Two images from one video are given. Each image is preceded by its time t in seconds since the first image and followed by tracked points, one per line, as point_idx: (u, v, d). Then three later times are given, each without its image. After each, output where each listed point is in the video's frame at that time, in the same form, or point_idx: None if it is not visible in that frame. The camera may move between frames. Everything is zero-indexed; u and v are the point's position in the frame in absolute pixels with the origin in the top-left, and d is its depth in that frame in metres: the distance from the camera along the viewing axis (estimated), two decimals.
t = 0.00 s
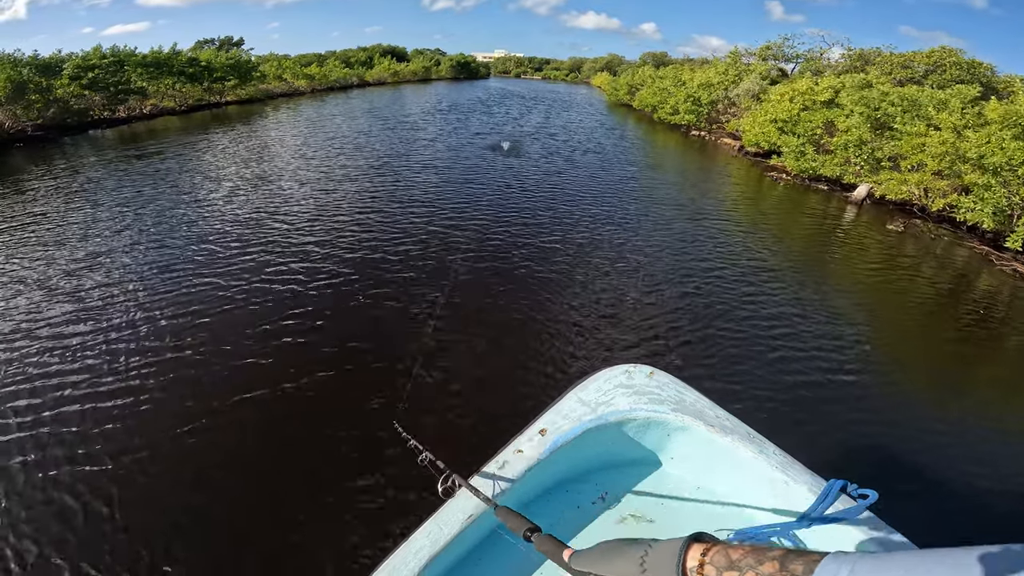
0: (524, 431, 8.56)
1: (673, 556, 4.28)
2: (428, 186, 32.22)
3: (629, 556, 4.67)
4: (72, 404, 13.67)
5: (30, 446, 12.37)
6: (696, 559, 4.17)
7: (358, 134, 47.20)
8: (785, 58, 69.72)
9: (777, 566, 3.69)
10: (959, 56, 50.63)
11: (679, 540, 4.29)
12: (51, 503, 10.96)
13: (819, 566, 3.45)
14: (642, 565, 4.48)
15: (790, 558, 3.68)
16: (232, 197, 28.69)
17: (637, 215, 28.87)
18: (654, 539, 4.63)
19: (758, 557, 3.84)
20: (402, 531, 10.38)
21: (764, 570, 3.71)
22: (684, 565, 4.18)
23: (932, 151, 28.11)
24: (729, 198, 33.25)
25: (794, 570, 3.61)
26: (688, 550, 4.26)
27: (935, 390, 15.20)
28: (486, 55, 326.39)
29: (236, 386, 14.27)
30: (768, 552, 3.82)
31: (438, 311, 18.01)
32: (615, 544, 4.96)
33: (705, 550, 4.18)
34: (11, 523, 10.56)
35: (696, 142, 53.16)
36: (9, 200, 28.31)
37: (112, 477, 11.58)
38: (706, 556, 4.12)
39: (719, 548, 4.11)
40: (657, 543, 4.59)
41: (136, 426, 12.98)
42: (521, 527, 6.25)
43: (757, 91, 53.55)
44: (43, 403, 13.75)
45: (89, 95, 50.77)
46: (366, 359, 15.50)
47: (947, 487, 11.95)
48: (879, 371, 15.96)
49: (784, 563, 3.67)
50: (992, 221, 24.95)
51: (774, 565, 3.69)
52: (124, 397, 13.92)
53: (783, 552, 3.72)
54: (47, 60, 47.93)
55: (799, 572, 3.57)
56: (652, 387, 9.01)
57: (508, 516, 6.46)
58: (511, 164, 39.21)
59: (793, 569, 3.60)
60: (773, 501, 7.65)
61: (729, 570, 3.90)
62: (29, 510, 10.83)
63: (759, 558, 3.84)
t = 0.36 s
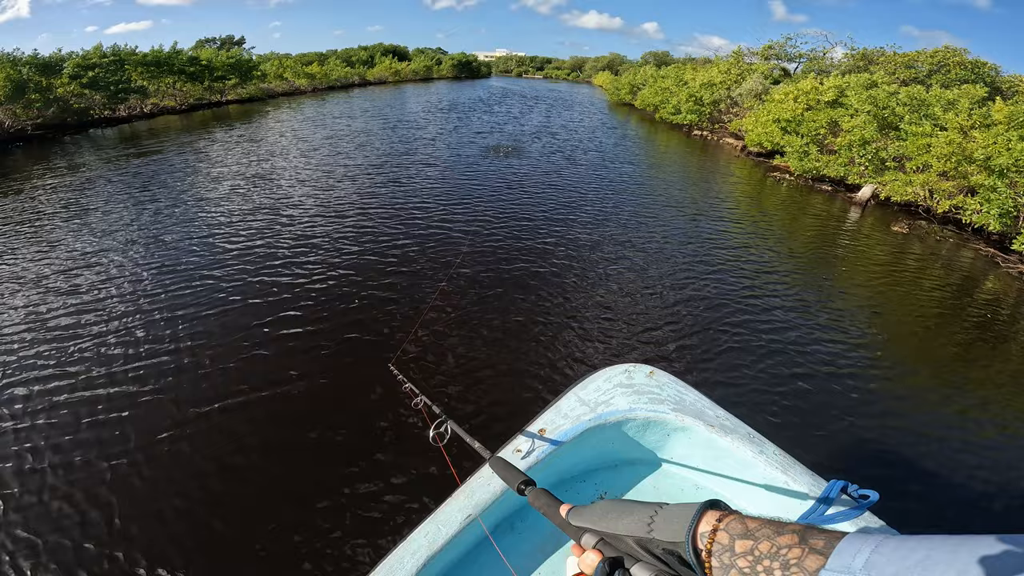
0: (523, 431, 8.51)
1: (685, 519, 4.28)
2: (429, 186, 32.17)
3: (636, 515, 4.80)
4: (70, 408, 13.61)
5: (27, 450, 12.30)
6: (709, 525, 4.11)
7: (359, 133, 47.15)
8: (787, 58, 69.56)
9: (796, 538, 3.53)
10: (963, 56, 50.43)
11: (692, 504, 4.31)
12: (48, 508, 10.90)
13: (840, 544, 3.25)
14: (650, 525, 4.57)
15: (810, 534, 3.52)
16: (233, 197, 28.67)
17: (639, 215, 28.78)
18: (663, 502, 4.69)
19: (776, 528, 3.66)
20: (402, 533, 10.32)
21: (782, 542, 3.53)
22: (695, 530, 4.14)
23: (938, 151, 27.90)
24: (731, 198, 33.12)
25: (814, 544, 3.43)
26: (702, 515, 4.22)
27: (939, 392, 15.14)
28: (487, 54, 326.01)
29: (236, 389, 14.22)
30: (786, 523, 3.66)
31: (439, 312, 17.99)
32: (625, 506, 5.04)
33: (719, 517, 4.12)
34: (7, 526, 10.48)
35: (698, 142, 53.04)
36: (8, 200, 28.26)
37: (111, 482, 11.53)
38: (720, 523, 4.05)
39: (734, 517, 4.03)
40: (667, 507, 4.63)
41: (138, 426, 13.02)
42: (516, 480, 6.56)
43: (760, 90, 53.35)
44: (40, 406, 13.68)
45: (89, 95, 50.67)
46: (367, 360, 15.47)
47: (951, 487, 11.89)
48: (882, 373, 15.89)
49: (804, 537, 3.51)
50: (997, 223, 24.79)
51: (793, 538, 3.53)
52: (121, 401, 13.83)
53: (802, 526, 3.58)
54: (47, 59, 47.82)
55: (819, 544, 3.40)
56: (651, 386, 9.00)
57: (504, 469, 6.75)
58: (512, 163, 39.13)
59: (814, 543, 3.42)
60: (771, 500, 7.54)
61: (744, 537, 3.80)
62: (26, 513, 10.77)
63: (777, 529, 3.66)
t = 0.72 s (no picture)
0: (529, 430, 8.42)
1: (662, 553, 4.34)
2: (433, 185, 32.10)
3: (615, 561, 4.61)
4: (70, 408, 13.59)
5: (29, 450, 12.30)
6: (684, 563, 4.20)
7: (362, 131, 47.10)
8: (792, 57, 69.29)
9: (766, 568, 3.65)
10: (970, 56, 50.09)
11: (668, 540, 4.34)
12: (50, 509, 10.91)
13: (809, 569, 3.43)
14: (630, 569, 4.41)
15: (779, 561, 3.64)
16: (236, 196, 28.64)
17: (643, 216, 28.67)
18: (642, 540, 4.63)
19: (748, 559, 3.79)
20: (405, 535, 10.30)
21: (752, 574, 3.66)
22: (672, 567, 4.18)
23: (947, 153, 27.49)
24: (735, 199, 32.96)
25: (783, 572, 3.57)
26: (677, 551, 4.30)
27: (947, 396, 14.99)
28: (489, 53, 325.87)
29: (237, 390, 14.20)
30: (756, 553, 3.79)
31: (442, 312, 17.92)
32: (608, 549, 4.85)
33: (693, 553, 4.19)
34: (9, 529, 10.50)
35: (702, 142, 52.84)
36: (11, 199, 28.33)
37: (114, 482, 11.52)
38: (694, 559, 4.13)
39: (708, 550, 4.10)
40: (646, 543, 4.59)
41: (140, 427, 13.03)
42: (514, 530, 6.23)
43: (765, 90, 53.03)
44: (41, 406, 13.67)
45: (91, 93, 50.74)
46: (370, 360, 15.41)
47: (957, 491, 11.79)
48: (888, 375, 15.75)
49: (772, 564, 3.63)
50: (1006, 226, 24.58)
51: (763, 567, 3.64)
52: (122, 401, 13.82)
53: (770, 553, 3.70)
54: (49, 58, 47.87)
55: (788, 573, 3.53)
56: (657, 387, 8.88)
57: (499, 518, 6.42)
58: (516, 163, 38.99)
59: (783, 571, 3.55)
60: (777, 502, 7.59)
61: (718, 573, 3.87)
62: (29, 515, 10.78)
63: (748, 560, 3.79)
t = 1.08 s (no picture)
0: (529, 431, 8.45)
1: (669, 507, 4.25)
2: (435, 184, 32.08)
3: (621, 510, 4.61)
4: (68, 404, 13.55)
5: (27, 445, 12.27)
6: (692, 512, 4.07)
7: (364, 130, 47.12)
8: (796, 58, 69.11)
9: (772, 522, 3.57)
10: (977, 57, 49.82)
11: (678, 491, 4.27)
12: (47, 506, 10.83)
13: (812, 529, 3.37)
14: (636, 515, 4.45)
15: (786, 517, 3.57)
16: (238, 194, 28.66)
17: (645, 216, 28.56)
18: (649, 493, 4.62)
19: (755, 513, 3.70)
20: (406, 531, 10.27)
21: (759, 526, 3.58)
22: (679, 517, 4.07)
23: (955, 155, 27.40)
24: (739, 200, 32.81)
25: (789, 527, 3.49)
26: (685, 502, 4.18)
27: (953, 397, 14.89)
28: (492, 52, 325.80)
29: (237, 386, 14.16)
30: (764, 508, 3.71)
31: (444, 310, 17.89)
32: (613, 498, 4.93)
33: (701, 504, 4.10)
34: (5, 523, 10.42)
35: (705, 143, 52.71)
36: (12, 196, 28.40)
37: (111, 479, 11.45)
38: (703, 509, 4.03)
39: (717, 504, 4.02)
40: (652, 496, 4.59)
41: (140, 421, 13.01)
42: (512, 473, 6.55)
43: (769, 90, 52.90)
44: (38, 401, 13.63)
45: (92, 92, 50.82)
46: (370, 358, 15.40)
47: (961, 492, 11.73)
48: (892, 376, 15.69)
49: (779, 520, 3.56)
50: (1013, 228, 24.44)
51: (769, 522, 3.58)
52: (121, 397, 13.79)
53: (779, 509, 3.63)
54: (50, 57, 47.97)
55: (793, 527, 3.46)
56: (657, 387, 8.88)
57: (501, 463, 6.77)
58: (519, 162, 38.92)
59: (789, 525, 3.49)
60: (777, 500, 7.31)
61: (725, 523, 3.79)
62: (28, 509, 10.75)
63: (755, 513, 3.71)
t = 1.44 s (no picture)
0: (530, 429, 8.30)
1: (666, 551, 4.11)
2: (438, 183, 32.06)
3: (621, 557, 4.42)
4: (65, 405, 13.56)
5: (30, 444, 12.32)
6: (690, 556, 4.00)
7: (369, 129, 47.18)
8: (803, 58, 68.78)
9: (770, 560, 3.58)
10: (987, 58, 49.45)
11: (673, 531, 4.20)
12: (50, 507, 10.82)
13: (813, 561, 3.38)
14: (636, 565, 4.23)
15: (783, 553, 3.60)
16: (242, 192, 28.75)
17: (650, 217, 28.43)
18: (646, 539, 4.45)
19: (751, 551, 3.70)
20: (404, 534, 10.21)
21: (758, 565, 3.57)
22: (678, 562, 3.99)
23: (965, 158, 27.25)
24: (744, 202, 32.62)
25: (787, 564, 3.52)
26: (682, 546, 4.09)
27: (960, 403, 14.75)
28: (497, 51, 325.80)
29: (236, 388, 14.10)
30: (761, 544, 3.72)
31: (446, 311, 17.83)
32: (609, 547, 4.70)
33: (698, 546, 4.03)
34: (8, 524, 10.47)
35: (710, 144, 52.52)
36: (17, 194, 28.58)
37: (112, 482, 11.42)
38: (700, 552, 3.95)
39: (713, 543, 3.97)
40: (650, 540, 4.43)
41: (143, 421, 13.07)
42: (516, 528, 6.08)
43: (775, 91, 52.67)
44: (36, 401, 13.67)
45: (97, 89, 51.05)
46: (372, 358, 15.37)
47: (968, 499, 11.61)
48: (898, 380, 15.56)
49: (777, 557, 3.58)
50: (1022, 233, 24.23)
51: (767, 560, 3.58)
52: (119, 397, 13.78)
53: (775, 546, 3.65)
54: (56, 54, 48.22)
55: (792, 565, 3.49)
56: (660, 386, 8.74)
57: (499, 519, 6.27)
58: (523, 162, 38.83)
59: (788, 563, 3.51)
60: (777, 499, 7.46)
61: (723, 565, 3.74)
62: (31, 509, 10.81)
63: (752, 551, 3.69)
